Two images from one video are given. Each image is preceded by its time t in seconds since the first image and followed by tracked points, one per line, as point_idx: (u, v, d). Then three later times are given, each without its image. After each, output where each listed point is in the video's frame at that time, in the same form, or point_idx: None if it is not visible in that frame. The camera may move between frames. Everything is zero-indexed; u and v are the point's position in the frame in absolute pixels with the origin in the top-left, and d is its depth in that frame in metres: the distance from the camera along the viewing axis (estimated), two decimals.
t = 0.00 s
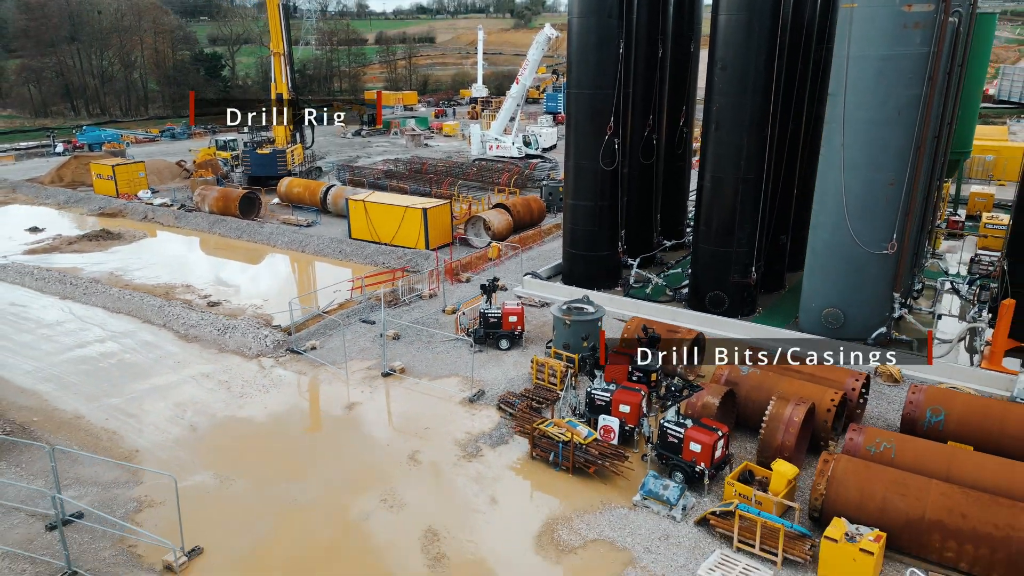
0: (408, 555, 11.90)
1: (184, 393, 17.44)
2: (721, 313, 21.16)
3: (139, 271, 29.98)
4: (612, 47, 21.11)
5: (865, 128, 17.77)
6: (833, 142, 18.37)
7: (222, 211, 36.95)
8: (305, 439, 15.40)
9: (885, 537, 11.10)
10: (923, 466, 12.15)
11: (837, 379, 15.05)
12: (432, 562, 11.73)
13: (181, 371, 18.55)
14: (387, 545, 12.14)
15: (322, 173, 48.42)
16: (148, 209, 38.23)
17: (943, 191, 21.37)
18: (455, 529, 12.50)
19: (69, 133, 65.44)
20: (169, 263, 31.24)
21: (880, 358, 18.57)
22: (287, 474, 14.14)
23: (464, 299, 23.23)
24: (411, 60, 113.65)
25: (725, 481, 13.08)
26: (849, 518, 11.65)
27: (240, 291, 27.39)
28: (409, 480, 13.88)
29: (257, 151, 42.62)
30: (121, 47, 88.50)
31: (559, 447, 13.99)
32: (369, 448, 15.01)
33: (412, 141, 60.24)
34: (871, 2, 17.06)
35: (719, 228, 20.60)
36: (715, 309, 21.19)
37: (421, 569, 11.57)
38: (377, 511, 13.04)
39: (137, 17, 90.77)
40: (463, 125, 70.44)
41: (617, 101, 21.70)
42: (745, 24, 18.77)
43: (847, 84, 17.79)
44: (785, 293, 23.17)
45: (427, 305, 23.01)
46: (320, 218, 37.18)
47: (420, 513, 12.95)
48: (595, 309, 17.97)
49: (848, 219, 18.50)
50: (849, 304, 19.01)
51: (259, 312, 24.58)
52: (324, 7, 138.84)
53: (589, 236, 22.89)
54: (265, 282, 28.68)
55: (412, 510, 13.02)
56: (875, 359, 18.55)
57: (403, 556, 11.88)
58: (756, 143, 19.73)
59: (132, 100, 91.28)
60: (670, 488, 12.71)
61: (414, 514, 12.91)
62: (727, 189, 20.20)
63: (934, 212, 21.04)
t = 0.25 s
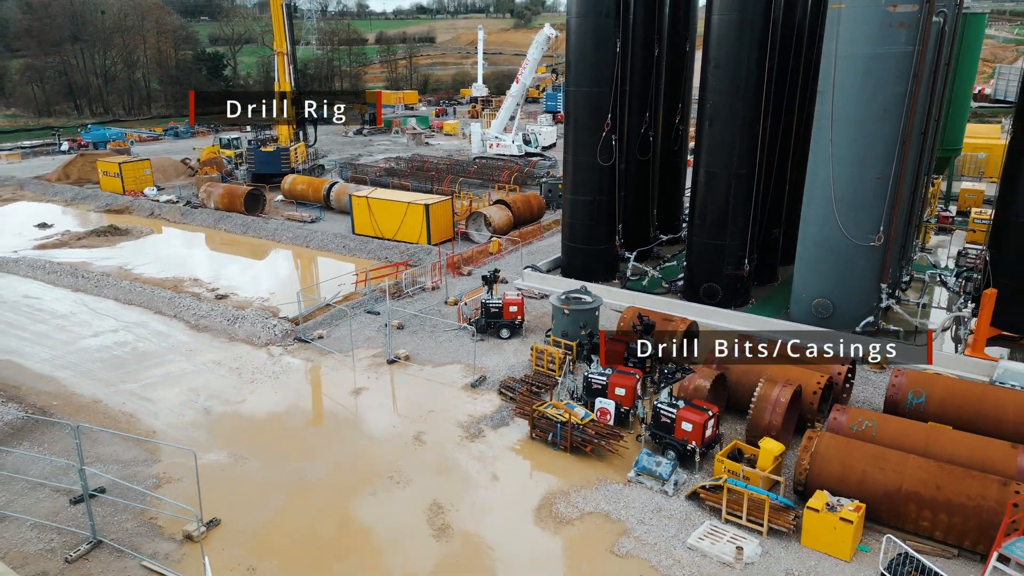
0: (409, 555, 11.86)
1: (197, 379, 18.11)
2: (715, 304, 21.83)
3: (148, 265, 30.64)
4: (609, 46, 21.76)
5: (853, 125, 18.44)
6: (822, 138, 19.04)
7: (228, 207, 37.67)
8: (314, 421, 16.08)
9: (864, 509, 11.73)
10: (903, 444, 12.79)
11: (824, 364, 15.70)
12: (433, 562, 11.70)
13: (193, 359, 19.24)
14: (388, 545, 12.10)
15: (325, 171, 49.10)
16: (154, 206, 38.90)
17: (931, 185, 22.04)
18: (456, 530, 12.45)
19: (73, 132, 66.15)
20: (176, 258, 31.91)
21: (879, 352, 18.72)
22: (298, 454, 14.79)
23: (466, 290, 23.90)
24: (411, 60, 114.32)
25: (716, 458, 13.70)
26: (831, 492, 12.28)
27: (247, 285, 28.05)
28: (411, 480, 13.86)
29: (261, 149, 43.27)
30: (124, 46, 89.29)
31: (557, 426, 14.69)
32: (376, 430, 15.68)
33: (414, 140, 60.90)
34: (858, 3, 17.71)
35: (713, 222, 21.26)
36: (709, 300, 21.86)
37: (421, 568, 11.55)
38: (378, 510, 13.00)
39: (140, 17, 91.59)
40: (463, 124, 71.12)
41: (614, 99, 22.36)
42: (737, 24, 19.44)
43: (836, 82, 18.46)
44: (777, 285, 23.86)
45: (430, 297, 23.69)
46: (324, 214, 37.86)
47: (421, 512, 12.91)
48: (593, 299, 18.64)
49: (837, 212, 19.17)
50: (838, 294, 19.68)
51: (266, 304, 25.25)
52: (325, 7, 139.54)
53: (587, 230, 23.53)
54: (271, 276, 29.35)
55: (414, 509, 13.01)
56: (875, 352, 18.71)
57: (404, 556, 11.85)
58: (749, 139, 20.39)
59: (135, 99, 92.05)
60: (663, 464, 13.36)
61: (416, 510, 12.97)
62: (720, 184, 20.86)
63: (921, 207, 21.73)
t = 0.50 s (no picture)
0: (409, 556, 11.85)
1: (209, 365, 18.80)
2: (709, 295, 22.51)
3: (156, 260, 31.34)
4: (606, 45, 22.43)
5: (841, 122, 19.14)
6: (812, 134, 19.71)
7: (233, 203, 38.41)
8: (323, 405, 16.76)
9: (846, 482, 12.38)
10: (884, 423, 13.44)
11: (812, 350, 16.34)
12: (433, 562, 11.69)
13: (205, 347, 19.90)
14: (388, 547, 12.07)
15: (328, 169, 49.80)
16: (161, 202, 39.58)
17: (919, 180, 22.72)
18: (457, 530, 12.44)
19: (78, 131, 66.93)
20: (183, 253, 32.63)
21: (877, 352, 18.57)
22: (308, 435, 15.48)
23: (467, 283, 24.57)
24: (411, 59, 115.05)
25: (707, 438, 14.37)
26: (816, 467, 12.93)
27: (253, 279, 28.76)
28: (412, 479, 13.86)
29: (265, 147, 43.94)
30: (127, 46, 90.11)
31: (556, 408, 15.36)
32: (382, 413, 16.38)
33: (415, 139, 61.60)
34: (846, 4, 18.39)
35: (707, 215, 21.93)
36: (703, 292, 22.54)
37: (420, 569, 11.54)
38: (378, 512, 12.94)
39: (143, 17, 92.48)
40: (464, 123, 71.80)
41: (611, 96, 23.04)
42: (730, 24, 20.12)
43: (824, 80, 19.15)
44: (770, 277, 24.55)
45: (433, 289, 24.39)
46: (327, 210, 38.55)
47: (422, 513, 12.89)
48: (591, 289, 19.34)
49: (826, 206, 19.85)
50: (828, 285, 20.36)
51: (273, 297, 25.94)
52: (326, 7, 140.27)
53: (585, 224, 24.20)
54: (277, 270, 30.07)
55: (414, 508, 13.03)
56: (874, 352, 18.54)
57: (404, 557, 11.84)
58: (742, 135, 21.07)
59: (138, 99, 92.89)
60: (656, 443, 14.07)
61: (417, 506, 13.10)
62: (714, 179, 21.53)
63: (909, 201, 22.41)
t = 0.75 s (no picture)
0: (409, 555, 11.84)
1: (219, 353, 19.47)
2: (704, 287, 23.17)
3: (163, 255, 32.01)
4: (604, 44, 23.11)
5: (830, 118, 19.82)
6: (803, 130, 20.38)
7: (238, 200, 39.05)
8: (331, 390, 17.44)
9: (830, 459, 13.04)
10: (868, 405, 14.11)
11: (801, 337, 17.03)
12: (434, 563, 11.63)
13: (216, 336, 20.58)
14: (388, 547, 12.03)
15: (330, 167, 50.48)
16: (167, 199, 40.23)
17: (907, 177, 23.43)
18: (457, 530, 12.37)
19: (82, 130, 67.60)
20: (190, 248, 33.29)
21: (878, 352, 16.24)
22: (317, 417, 16.16)
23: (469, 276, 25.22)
24: (412, 59, 115.77)
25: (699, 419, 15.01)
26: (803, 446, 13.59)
27: (259, 273, 29.43)
28: (413, 480, 13.80)
29: (269, 145, 44.68)
30: (130, 46, 90.86)
31: (555, 392, 16.03)
32: (388, 397, 17.06)
33: (416, 137, 62.29)
34: (835, 4, 19.08)
35: (701, 209, 22.59)
36: (698, 284, 23.21)
37: (420, 569, 11.50)
38: (378, 514, 12.86)
39: (146, 17, 93.26)
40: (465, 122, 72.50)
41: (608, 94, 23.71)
42: (723, 23, 20.81)
43: (814, 77, 19.83)
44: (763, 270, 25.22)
45: (435, 282, 25.06)
46: (330, 207, 39.22)
47: (422, 516, 12.79)
48: (589, 280, 20.04)
49: (817, 200, 20.52)
50: (818, 276, 21.03)
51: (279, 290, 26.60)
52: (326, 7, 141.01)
53: (583, 219, 24.86)
54: (282, 265, 30.73)
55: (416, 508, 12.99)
56: (874, 351, 16.29)
57: (404, 556, 11.81)
58: (735, 132, 21.73)
59: (141, 98, 93.63)
60: (650, 423, 14.72)
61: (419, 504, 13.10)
62: (708, 174, 22.19)
63: (898, 195, 23.09)
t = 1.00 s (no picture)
0: (410, 557, 11.76)
1: (230, 342, 20.15)
2: (699, 280, 23.83)
3: (171, 250, 32.68)
4: (602, 43, 23.76)
5: (821, 114, 20.47)
6: (794, 126, 21.03)
7: (243, 196, 39.81)
8: (338, 376, 18.11)
9: (815, 439, 13.64)
10: (853, 387, 14.74)
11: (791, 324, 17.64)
12: (434, 564, 11.57)
13: (225, 325, 21.26)
14: (388, 546, 12.03)
15: (333, 165, 51.14)
16: (173, 196, 40.90)
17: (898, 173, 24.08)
18: (458, 530, 12.32)
19: (87, 129, 68.27)
20: (197, 244, 33.98)
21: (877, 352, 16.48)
22: (325, 402, 16.83)
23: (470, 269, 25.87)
24: (413, 59, 116.46)
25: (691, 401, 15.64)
26: (789, 425, 14.23)
27: (265, 268, 30.10)
28: (413, 481, 13.74)
29: (273, 143, 45.35)
30: (133, 46, 91.54)
31: (553, 376, 16.68)
32: (393, 383, 17.74)
33: (417, 136, 62.95)
34: (825, 4, 19.75)
35: (697, 203, 23.23)
36: (693, 276, 23.86)
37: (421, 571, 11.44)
38: (379, 515, 12.81)
39: (150, 18, 94.00)
40: (465, 121, 73.18)
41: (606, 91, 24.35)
42: (717, 23, 21.46)
43: (805, 75, 20.48)
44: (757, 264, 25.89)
45: (437, 275, 25.72)
46: (334, 204, 39.88)
47: (422, 516, 12.75)
48: (587, 271, 20.69)
49: (808, 194, 21.18)
50: (809, 268, 21.69)
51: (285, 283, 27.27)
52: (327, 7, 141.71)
53: (582, 213, 25.50)
54: (287, 260, 31.40)
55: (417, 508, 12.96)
56: (861, 337, 16.92)
57: (404, 559, 11.73)
58: (729, 128, 22.38)
59: (144, 98, 94.28)
60: (645, 405, 15.37)
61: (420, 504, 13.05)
62: (703, 169, 22.83)
63: (888, 190, 23.75)
